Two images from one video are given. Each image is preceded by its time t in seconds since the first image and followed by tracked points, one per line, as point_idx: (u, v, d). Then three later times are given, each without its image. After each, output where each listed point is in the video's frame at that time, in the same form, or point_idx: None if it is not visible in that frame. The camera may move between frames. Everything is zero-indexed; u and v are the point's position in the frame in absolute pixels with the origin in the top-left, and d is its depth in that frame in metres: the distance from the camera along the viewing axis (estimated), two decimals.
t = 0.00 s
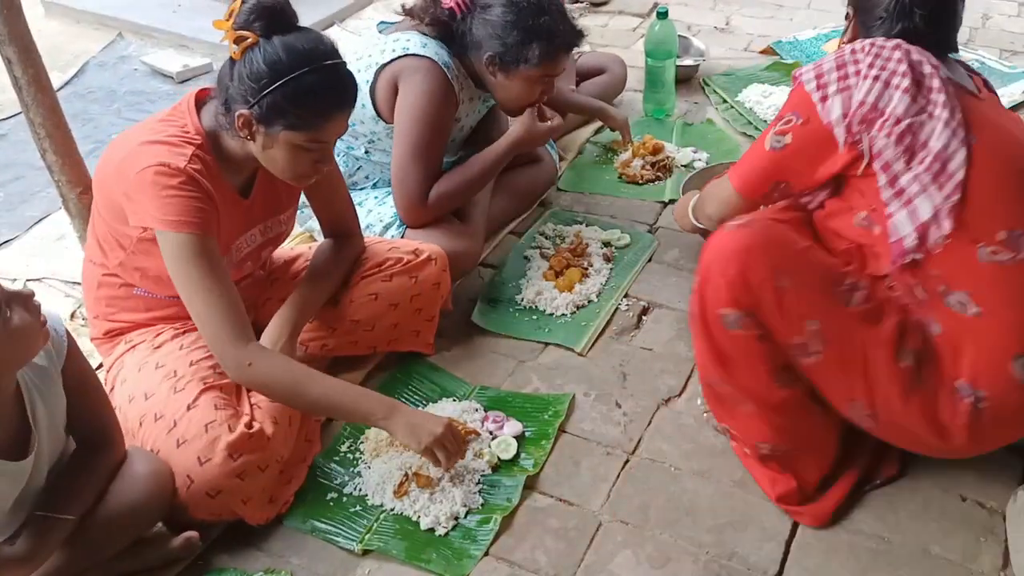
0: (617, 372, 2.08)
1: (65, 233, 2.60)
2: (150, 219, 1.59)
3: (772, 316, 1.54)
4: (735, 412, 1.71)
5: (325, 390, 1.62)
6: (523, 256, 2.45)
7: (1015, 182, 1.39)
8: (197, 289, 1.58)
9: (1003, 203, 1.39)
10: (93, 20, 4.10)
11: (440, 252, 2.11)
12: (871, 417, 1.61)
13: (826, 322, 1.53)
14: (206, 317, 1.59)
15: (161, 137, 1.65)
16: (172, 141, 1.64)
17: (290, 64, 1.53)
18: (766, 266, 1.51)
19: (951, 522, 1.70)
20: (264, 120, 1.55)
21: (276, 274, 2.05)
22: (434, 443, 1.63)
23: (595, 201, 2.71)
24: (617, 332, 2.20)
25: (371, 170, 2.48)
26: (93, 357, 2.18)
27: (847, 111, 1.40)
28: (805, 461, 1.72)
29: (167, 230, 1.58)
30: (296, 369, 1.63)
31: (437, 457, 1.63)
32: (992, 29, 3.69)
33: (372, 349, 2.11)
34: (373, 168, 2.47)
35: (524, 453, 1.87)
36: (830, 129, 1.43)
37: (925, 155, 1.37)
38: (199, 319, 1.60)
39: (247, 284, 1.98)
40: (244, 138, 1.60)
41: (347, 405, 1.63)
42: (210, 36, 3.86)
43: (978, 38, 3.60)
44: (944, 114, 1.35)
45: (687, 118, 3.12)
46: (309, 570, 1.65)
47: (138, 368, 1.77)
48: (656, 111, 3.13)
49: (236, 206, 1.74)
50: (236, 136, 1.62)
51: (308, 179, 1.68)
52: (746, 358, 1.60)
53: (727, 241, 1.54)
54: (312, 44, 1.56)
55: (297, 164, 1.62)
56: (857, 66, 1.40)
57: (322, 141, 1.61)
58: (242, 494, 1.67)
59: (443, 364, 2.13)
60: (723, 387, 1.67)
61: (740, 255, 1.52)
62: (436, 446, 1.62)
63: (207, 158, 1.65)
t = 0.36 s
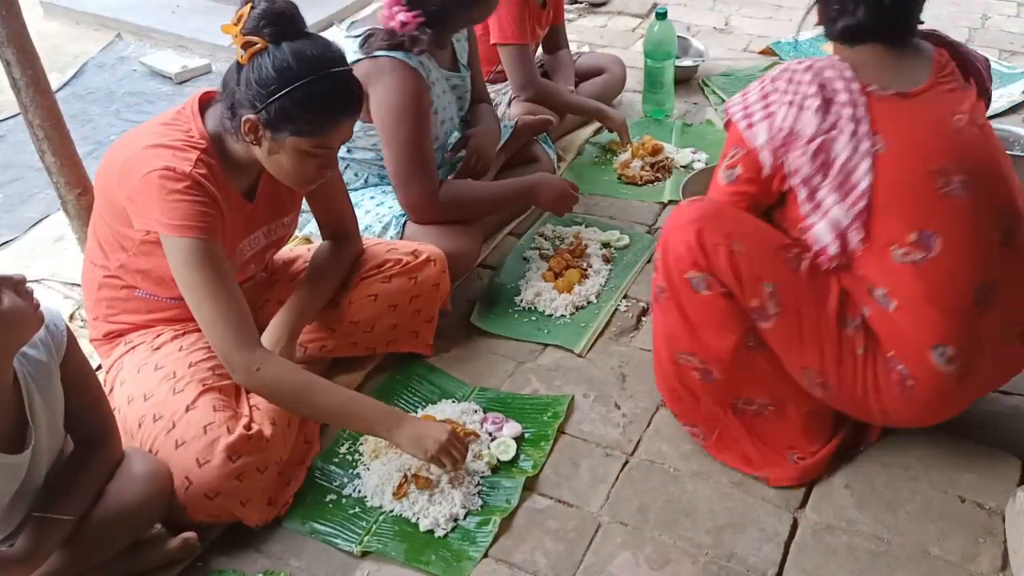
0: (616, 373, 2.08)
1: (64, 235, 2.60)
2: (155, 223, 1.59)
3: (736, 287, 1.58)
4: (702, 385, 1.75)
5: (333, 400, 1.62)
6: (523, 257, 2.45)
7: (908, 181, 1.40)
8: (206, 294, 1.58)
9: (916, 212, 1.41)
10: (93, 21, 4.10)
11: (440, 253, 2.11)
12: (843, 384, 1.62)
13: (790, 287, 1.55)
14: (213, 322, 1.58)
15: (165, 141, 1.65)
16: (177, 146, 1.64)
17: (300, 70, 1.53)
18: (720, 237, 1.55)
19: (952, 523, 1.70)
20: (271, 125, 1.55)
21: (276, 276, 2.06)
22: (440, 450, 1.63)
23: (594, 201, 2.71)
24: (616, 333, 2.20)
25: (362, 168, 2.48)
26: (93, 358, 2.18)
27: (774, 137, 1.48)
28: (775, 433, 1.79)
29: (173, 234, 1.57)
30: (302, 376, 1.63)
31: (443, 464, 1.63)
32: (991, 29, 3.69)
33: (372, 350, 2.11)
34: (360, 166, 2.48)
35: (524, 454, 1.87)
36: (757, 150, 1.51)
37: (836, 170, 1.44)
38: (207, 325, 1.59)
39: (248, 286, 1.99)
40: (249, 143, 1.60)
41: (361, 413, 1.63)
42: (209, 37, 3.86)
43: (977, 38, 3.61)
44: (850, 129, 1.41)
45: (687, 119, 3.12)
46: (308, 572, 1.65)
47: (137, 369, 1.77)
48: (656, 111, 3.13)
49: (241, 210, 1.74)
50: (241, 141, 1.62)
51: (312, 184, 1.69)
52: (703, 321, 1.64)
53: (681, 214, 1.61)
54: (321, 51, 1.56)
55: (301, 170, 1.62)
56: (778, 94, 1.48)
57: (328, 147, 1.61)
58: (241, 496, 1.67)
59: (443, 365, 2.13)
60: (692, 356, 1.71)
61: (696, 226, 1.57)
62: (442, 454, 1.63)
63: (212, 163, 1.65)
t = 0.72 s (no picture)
0: (617, 374, 2.08)
1: (64, 236, 2.60)
2: (145, 225, 1.58)
3: (832, 277, 1.58)
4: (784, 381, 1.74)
5: (298, 399, 1.61)
6: (523, 258, 2.45)
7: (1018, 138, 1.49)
8: (178, 299, 1.56)
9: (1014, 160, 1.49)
10: (92, 22, 4.10)
11: (440, 254, 2.11)
12: (930, 372, 1.65)
13: (890, 276, 1.58)
14: (178, 326, 1.57)
15: (161, 143, 1.65)
16: (172, 147, 1.63)
17: (296, 72, 1.53)
18: (819, 230, 1.55)
19: (954, 524, 1.70)
20: (267, 127, 1.55)
21: (276, 276, 2.06)
22: (410, 443, 1.61)
23: (594, 202, 2.71)
24: (616, 334, 2.20)
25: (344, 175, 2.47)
26: (93, 360, 2.18)
27: (863, 90, 1.52)
28: (837, 435, 1.78)
29: (160, 237, 1.56)
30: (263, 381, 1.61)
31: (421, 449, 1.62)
32: (991, 28, 3.69)
33: (372, 351, 2.11)
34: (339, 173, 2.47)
35: (524, 454, 1.87)
36: (849, 107, 1.55)
37: (933, 120, 1.49)
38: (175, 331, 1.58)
39: (246, 288, 1.97)
40: (244, 144, 1.60)
41: (326, 410, 1.62)
42: (209, 37, 3.86)
43: (977, 38, 3.61)
44: (944, 83, 1.47)
45: (687, 119, 3.12)
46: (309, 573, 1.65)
47: (137, 370, 1.77)
48: (656, 111, 3.13)
49: (237, 212, 1.75)
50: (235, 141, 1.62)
51: (307, 186, 1.68)
52: (796, 319, 1.62)
53: (773, 207, 1.59)
54: (317, 53, 1.56)
55: (296, 172, 1.62)
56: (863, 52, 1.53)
57: (324, 150, 1.61)
58: (241, 497, 1.67)
59: (443, 366, 2.13)
60: (784, 355, 1.69)
61: (784, 222, 1.56)
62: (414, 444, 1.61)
63: (206, 164, 1.65)
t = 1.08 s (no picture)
0: (617, 375, 2.08)
1: (65, 237, 2.60)
2: (146, 230, 1.58)
3: (885, 342, 1.57)
4: (805, 410, 1.72)
5: (312, 406, 1.61)
6: (523, 259, 2.45)
7: None
8: (184, 306, 1.58)
9: None
10: (92, 23, 4.10)
11: (439, 255, 2.11)
12: (938, 437, 1.70)
13: (934, 352, 1.59)
14: (187, 335, 1.59)
15: (160, 147, 1.65)
16: (170, 152, 1.63)
17: (294, 77, 1.53)
18: (886, 294, 1.52)
19: (955, 524, 1.70)
20: (265, 131, 1.55)
21: (275, 278, 2.06)
22: (413, 458, 1.59)
23: (595, 203, 2.71)
24: (617, 334, 2.20)
25: (359, 164, 2.49)
26: (94, 361, 2.18)
27: (862, 178, 1.50)
28: (849, 449, 1.78)
29: (160, 243, 1.57)
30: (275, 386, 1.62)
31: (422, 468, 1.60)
32: (990, 29, 3.70)
33: (372, 352, 2.11)
34: (355, 161, 2.49)
35: (524, 455, 1.87)
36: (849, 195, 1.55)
37: (947, 212, 1.42)
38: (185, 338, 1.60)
39: (245, 291, 1.97)
40: (242, 149, 1.60)
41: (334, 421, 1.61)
42: (208, 39, 3.86)
43: (976, 39, 3.61)
44: (956, 167, 1.41)
45: (687, 120, 3.12)
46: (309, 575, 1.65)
47: (137, 371, 1.77)
48: (656, 113, 3.13)
49: (235, 215, 1.75)
50: (233, 143, 1.61)
51: (305, 191, 1.68)
52: (838, 371, 1.61)
53: (845, 257, 1.52)
54: (316, 58, 1.56)
55: (295, 176, 1.62)
56: (857, 129, 1.48)
57: (323, 155, 1.61)
58: (242, 499, 1.67)
59: (443, 367, 2.13)
60: (812, 390, 1.67)
61: (856, 279, 1.52)
62: (417, 460, 1.59)
63: (205, 169, 1.64)
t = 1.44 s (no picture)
0: (618, 378, 2.08)
1: (65, 239, 2.60)
2: (160, 235, 1.59)
3: (893, 341, 1.56)
4: (808, 413, 1.71)
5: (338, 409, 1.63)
6: (524, 262, 2.45)
7: None
8: (209, 306, 1.58)
9: None
10: (92, 26, 4.10)
11: (441, 257, 2.11)
12: (949, 436, 1.70)
13: (943, 351, 1.58)
14: (206, 319, 1.58)
15: (169, 154, 1.64)
16: (180, 158, 1.63)
17: (307, 84, 1.53)
18: (895, 294, 1.51)
19: (956, 527, 1.70)
20: (278, 138, 1.55)
21: (277, 281, 2.05)
22: (446, 454, 1.65)
23: (595, 206, 2.71)
24: (618, 337, 2.20)
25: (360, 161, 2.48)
26: (94, 364, 2.18)
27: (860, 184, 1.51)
28: (857, 454, 1.77)
29: (175, 246, 1.57)
30: (308, 386, 1.64)
31: (450, 467, 1.65)
32: (990, 32, 3.70)
33: (373, 355, 2.10)
34: (358, 158, 2.48)
35: (526, 459, 1.87)
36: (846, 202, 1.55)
37: (948, 212, 1.44)
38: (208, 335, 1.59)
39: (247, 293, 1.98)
40: (253, 155, 1.60)
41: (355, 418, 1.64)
42: (209, 41, 3.86)
43: (976, 42, 3.61)
44: (953, 166, 1.42)
45: (687, 122, 3.12)
46: None
47: (139, 375, 1.77)
48: (656, 115, 3.13)
49: (243, 219, 1.74)
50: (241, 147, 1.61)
51: (316, 196, 1.68)
52: (846, 371, 1.60)
53: (855, 257, 1.51)
54: (328, 65, 1.56)
55: (305, 182, 1.62)
56: (851, 136, 1.50)
57: (333, 160, 1.61)
58: (243, 502, 1.66)
59: (444, 370, 2.13)
60: (819, 391, 1.66)
61: (865, 279, 1.50)
62: (449, 457, 1.65)
63: (217, 175, 1.65)
